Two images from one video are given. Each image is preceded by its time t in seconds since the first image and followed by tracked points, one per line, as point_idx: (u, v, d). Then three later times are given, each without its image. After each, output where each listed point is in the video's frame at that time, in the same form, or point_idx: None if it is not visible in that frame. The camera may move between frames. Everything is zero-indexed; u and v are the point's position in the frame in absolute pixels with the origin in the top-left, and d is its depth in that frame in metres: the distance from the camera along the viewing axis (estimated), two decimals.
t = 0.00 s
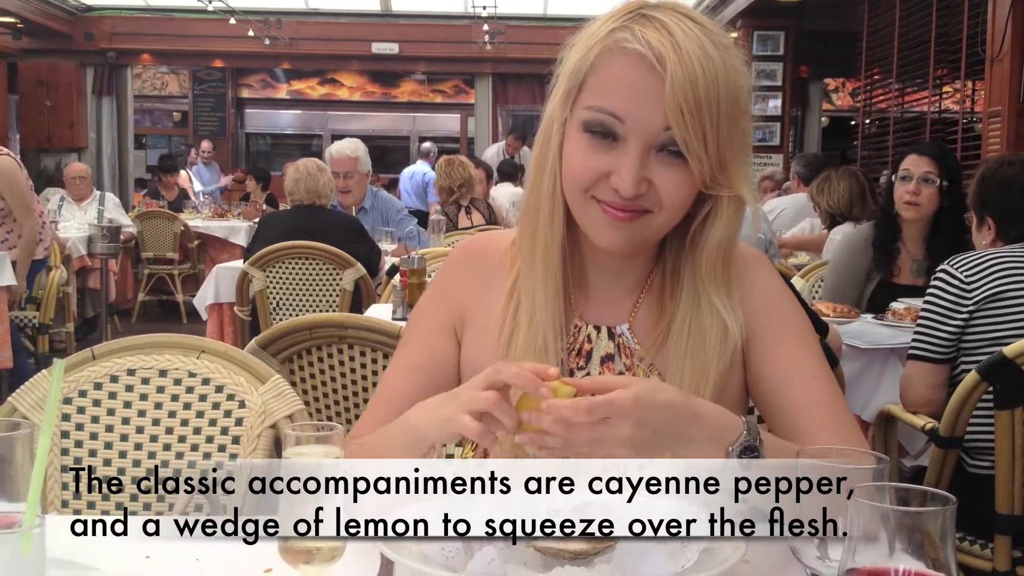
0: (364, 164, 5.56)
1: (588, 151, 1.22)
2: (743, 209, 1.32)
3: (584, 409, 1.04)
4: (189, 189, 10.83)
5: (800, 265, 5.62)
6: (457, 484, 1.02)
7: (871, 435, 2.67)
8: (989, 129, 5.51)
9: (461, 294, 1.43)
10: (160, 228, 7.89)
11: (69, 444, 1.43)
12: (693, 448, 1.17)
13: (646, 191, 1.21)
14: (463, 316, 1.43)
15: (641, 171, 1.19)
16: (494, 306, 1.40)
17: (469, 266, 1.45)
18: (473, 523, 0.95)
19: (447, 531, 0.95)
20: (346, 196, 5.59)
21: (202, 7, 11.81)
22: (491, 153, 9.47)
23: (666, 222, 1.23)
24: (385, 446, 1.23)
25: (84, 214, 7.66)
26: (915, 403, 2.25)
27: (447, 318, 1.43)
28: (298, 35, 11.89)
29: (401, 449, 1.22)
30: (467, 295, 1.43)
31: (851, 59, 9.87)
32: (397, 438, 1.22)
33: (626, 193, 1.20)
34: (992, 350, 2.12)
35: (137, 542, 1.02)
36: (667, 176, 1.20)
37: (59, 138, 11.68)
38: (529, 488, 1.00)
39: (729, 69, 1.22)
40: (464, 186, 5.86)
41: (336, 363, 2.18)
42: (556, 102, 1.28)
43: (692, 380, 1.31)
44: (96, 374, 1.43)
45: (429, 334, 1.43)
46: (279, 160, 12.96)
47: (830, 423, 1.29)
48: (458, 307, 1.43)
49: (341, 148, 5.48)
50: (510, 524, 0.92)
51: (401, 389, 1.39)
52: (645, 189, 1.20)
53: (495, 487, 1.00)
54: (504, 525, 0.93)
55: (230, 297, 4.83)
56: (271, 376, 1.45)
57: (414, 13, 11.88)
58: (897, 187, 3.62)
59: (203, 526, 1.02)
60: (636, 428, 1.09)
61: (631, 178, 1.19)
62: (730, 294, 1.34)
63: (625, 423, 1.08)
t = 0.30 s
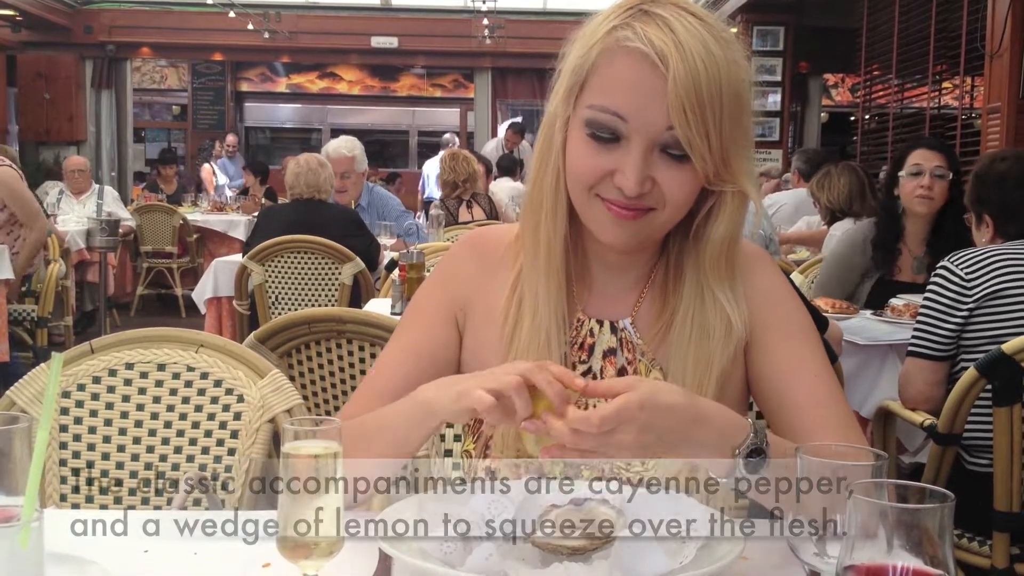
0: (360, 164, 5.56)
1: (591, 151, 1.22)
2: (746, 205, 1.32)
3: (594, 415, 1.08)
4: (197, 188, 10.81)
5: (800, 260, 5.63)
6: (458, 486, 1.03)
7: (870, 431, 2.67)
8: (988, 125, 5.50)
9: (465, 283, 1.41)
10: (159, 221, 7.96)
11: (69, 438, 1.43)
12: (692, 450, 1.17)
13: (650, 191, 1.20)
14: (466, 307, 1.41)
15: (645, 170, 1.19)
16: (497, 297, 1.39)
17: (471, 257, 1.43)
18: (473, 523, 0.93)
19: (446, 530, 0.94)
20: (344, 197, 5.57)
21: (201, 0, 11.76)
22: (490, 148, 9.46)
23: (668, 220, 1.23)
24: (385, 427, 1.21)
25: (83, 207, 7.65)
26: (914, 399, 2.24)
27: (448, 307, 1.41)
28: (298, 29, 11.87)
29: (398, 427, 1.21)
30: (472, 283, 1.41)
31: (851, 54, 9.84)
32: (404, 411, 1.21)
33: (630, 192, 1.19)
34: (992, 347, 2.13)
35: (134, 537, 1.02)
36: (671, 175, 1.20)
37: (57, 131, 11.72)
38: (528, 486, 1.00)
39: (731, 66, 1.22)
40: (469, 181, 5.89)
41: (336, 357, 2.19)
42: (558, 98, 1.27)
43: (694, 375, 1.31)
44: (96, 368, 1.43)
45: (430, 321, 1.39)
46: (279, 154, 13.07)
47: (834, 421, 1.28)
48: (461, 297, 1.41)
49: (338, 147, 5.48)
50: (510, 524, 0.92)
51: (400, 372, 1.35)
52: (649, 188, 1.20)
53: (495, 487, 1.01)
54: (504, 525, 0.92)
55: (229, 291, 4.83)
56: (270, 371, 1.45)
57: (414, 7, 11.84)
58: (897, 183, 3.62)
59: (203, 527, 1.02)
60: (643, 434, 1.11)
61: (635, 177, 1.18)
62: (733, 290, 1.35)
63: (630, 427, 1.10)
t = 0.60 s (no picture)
0: (361, 163, 5.56)
1: (597, 161, 1.21)
2: (750, 212, 1.32)
3: (596, 424, 0.99)
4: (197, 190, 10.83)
5: (799, 261, 5.64)
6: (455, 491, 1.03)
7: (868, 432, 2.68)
8: (988, 126, 5.50)
9: (467, 278, 1.40)
10: (158, 221, 7.95)
11: (68, 439, 1.43)
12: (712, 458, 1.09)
13: (653, 203, 1.19)
14: (467, 302, 1.39)
15: (649, 182, 1.18)
16: (499, 296, 1.39)
17: (474, 254, 1.42)
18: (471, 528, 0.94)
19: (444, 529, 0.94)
20: (344, 197, 5.57)
21: None
22: (490, 148, 9.46)
23: (670, 231, 1.22)
24: (392, 419, 1.16)
25: (83, 207, 7.66)
26: (913, 399, 2.24)
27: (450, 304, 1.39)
28: (297, 28, 11.86)
29: (406, 422, 1.16)
30: (474, 278, 1.40)
31: (850, 54, 9.84)
32: (414, 398, 1.16)
33: (634, 204, 1.18)
34: (990, 349, 2.13)
35: (133, 537, 1.02)
36: (674, 187, 1.19)
37: (57, 131, 11.76)
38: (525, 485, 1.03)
39: (739, 78, 1.21)
40: (471, 182, 5.87)
41: (336, 357, 2.18)
42: (564, 104, 1.27)
43: (694, 378, 1.31)
44: (96, 368, 1.43)
45: (430, 315, 1.37)
46: (279, 154, 12.87)
47: (835, 419, 1.28)
48: (462, 292, 1.39)
49: (338, 146, 5.47)
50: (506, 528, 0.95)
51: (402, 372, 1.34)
52: (652, 201, 1.19)
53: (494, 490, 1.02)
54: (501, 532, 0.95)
55: (229, 291, 4.83)
56: (268, 371, 1.45)
57: (413, 7, 11.83)
58: (896, 184, 3.62)
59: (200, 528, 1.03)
60: (653, 445, 1.03)
61: (639, 190, 1.17)
62: (737, 297, 1.34)
63: (640, 440, 1.02)
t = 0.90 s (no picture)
0: (362, 168, 5.57)
1: (607, 171, 1.19)
2: (758, 225, 1.31)
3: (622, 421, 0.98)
4: (197, 195, 10.85)
5: (799, 267, 5.65)
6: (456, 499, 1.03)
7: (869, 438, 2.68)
8: (988, 132, 5.50)
9: (471, 280, 1.39)
10: (159, 224, 7.86)
11: (69, 443, 1.43)
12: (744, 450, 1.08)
13: (661, 216, 1.19)
14: (472, 304, 1.38)
15: (658, 196, 1.17)
16: (503, 301, 1.38)
17: (478, 257, 1.41)
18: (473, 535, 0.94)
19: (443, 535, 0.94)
20: (345, 202, 5.57)
21: (202, 4, 11.76)
22: (490, 151, 9.46)
23: (676, 245, 1.22)
24: (409, 431, 1.14)
25: (83, 211, 7.65)
26: (914, 405, 2.24)
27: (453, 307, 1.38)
28: (298, 32, 11.85)
29: (424, 433, 1.13)
30: (477, 281, 1.39)
31: (850, 60, 9.84)
32: (435, 410, 1.13)
33: (642, 218, 1.18)
34: (991, 354, 2.13)
35: (133, 541, 1.02)
36: (683, 202, 1.18)
37: (58, 134, 11.77)
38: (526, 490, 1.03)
39: (751, 94, 1.20)
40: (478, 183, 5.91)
41: (336, 361, 2.18)
42: (576, 112, 1.25)
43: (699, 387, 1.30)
44: (97, 372, 1.43)
45: (433, 316, 1.36)
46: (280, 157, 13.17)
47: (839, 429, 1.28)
48: (466, 295, 1.38)
49: (340, 152, 5.47)
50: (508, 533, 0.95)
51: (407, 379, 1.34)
52: (660, 214, 1.18)
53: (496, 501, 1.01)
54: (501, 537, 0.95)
55: (229, 296, 4.83)
56: (269, 375, 1.44)
57: (414, 12, 11.83)
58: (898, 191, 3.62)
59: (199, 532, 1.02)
60: (690, 433, 1.02)
61: (648, 203, 1.16)
62: (743, 310, 1.33)
63: (674, 430, 1.01)
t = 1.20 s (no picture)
0: (362, 174, 5.58)
1: (617, 180, 1.19)
2: (765, 234, 1.31)
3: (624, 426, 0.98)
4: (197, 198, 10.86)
5: (799, 269, 5.65)
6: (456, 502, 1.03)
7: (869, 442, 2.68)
8: (988, 136, 5.50)
9: (475, 283, 1.38)
10: (159, 228, 7.95)
11: (69, 446, 1.43)
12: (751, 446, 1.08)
13: (670, 226, 1.19)
14: (475, 307, 1.38)
15: (669, 207, 1.17)
16: (506, 306, 1.38)
17: (482, 260, 1.41)
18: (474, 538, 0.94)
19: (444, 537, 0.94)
20: (346, 207, 5.58)
21: (202, 8, 11.78)
22: (490, 154, 9.47)
23: (682, 255, 1.22)
24: (416, 444, 1.13)
25: (84, 214, 7.66)
26: (914, 409, 2.24)
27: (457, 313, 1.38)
28: (299, 36, 11.86)
29: (432, 447, 1.13)
30: (481, 285, 1.39)
31: (850, 63, 9.85)
32: (441, 423, 1.12)
33: (652, 227, 1.18)
34: (991, 358, 2.14)
35: (133, 544, 1.02)
36: (693, 213, 1.18)
37: (58, 138, 11.79)
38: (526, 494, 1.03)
39: (764, 108, 1.21)
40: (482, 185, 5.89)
41: (336, 364, 2.19)
42: (586, 119, 1.25)
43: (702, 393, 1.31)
44: (97, 375, 1.43)
45: (437, 318, 1.36)
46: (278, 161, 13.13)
47: (843, 435, 1.29)
48: (469, 299, 1.38)
49: (340, 158, 5.49)
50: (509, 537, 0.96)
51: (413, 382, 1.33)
52: (670, 225, 1.18)
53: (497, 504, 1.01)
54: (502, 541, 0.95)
55: (229, 299, 4.83)
56: (270, 379, 1.45)
57: (415, 15, 11.84)
58: (898, 195, 3.63)
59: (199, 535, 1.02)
60: (693, 431, 1.02)
61: (659, 212, 1.17)
62: (748, 319, 1.34)
63: (677, 429, 1.01)
